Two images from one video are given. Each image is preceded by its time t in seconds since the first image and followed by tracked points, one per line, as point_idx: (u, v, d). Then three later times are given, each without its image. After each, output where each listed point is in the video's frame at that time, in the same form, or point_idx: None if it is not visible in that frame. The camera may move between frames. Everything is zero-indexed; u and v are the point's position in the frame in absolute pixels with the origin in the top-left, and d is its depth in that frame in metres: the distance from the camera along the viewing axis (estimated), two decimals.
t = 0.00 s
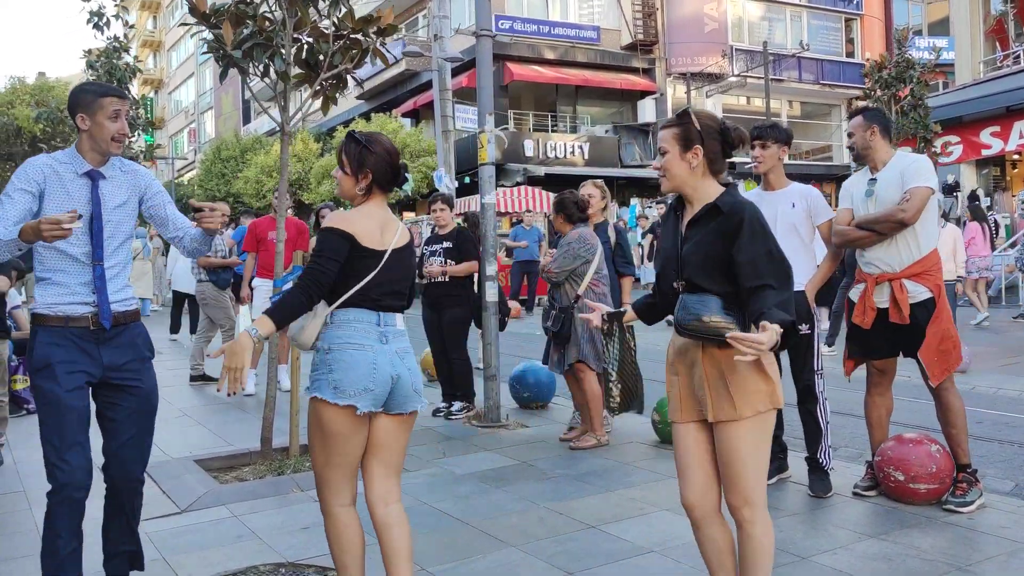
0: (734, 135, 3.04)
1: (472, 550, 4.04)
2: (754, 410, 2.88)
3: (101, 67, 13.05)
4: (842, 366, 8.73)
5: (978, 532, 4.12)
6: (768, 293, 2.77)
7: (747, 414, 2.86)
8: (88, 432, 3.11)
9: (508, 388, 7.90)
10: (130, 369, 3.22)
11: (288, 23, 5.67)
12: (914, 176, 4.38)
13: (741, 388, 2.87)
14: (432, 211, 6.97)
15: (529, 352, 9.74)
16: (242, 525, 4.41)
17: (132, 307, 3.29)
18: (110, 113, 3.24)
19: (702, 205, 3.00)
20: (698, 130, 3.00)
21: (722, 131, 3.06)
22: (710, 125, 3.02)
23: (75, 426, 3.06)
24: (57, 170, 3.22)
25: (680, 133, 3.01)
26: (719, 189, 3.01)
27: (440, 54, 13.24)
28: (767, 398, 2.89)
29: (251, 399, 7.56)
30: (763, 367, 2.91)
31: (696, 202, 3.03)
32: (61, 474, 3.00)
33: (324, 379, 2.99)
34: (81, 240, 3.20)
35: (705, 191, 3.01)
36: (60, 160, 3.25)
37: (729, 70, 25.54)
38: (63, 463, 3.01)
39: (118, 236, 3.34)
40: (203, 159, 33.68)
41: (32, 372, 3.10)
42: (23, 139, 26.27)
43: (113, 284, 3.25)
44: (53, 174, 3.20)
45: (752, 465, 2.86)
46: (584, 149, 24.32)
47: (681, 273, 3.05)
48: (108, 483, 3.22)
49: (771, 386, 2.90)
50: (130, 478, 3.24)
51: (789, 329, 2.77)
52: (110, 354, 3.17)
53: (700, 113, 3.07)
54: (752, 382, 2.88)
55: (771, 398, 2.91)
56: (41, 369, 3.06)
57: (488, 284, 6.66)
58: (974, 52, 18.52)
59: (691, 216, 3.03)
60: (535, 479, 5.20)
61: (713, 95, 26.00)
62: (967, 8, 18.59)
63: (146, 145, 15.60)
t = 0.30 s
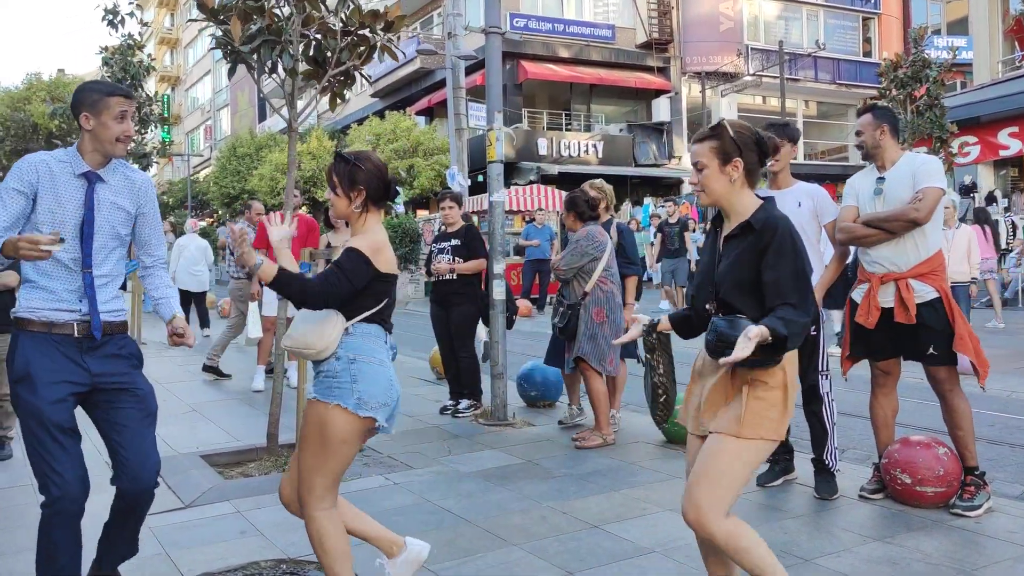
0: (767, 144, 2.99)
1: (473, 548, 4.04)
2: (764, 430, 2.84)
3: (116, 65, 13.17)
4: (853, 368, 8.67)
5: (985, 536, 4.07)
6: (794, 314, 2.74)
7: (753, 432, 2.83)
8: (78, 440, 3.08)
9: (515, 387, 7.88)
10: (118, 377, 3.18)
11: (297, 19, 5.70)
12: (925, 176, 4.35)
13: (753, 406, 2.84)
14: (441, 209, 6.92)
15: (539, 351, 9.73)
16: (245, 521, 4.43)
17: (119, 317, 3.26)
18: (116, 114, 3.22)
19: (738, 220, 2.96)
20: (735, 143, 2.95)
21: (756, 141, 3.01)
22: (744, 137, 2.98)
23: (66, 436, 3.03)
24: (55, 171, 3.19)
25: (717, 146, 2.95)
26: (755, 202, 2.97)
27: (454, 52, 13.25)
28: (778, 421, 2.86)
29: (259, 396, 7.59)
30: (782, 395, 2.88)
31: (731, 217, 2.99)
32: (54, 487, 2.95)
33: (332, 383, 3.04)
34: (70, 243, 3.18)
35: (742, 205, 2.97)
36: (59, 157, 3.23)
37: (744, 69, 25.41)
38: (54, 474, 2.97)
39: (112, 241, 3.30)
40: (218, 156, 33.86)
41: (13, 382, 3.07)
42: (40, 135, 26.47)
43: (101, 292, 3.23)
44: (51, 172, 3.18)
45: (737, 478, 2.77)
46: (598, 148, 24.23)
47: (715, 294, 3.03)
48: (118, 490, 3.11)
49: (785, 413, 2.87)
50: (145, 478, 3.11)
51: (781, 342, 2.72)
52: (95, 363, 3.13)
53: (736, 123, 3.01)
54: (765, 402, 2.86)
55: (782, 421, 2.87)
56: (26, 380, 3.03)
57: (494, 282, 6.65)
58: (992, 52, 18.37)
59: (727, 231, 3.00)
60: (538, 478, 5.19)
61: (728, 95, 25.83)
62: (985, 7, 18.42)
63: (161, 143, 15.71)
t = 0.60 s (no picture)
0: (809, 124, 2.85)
1: (476, 547, 4.04)
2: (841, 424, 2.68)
3: (127, 64, 13.29)
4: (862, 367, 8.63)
5: (993, 538, 4.04)
6: (853, 287, 2.59)
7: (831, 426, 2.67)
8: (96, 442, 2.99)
9: (522, 386, 7.88)
10: (143, 375, 3.12)
11: (306, 19, 5.70)
12: (935, 176, 4.32)
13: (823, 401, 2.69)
14: (449, 208, 6.90)
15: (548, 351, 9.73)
16: (251, 520, 4.44)
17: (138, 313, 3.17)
18: (146, 106, 3.07)
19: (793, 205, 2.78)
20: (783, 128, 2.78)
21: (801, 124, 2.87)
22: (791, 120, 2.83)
23: (86, 441, 2.94)
24: (77, 157, 3.03)
25: (763, 132, 2.78)
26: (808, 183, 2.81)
27: (465, 51, 13.24)
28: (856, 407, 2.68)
29: (267, 393, 7.62)
30: (846, 375, 2.71)
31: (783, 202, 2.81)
32: (76, 494, 2.91)
33: (385, 372, 3.24)
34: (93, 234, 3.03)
35: (798, 190, 2.78)
36: (81, 141, 3.07)
37: (756, 68, 25.27)
38: (77, 481, 2.92)
39: (133, 235, 3.18)
40: (230, 155, 34.01)
41: (35, 386, 2.93)
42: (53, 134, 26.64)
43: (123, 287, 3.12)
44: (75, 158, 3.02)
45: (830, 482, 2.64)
46: (610, 147, 24.19)
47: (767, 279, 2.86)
48: (128, 495, 2.98)
49: (856, 398, 2.68)
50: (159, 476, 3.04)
51: (835, 308, 2.55)
52: (121, 363, 3.05)
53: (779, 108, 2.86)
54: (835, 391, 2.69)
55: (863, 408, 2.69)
56: (51, 384, 2.91)
57: (503, 281, 6.65)
58: (1006, 50, 18.25)
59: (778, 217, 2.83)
60: (544, 477, 5.18)
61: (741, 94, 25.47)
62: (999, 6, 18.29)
63: (172, 141, 15.80)
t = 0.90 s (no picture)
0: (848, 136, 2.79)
1: (473, 548, 4.04)
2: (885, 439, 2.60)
3: (128, 64, 13.39)
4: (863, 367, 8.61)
5: (990, 539, 4.03)
6: (909, 316, 2.47)
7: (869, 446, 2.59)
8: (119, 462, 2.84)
9: (521, 386, 7.89)
10: (161, 392, 3.01)
11: (305, 18, 5.71)
12: (936, 174, 4.30)
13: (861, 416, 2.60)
14: (448, 207, 6.92)
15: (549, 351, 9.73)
16: (248, 520, 4.45)
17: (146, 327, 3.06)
18: (173, 128, 2.95)
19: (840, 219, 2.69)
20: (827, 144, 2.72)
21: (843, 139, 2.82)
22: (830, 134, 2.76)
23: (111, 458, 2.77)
24: (96, 172, 2.90)
25: (806, 149, 2.71)
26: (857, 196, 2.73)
27: (467, 51, 13.23)
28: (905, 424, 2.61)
29: (267, 394, 7.63)
30: (892, 393, 2.61)
31: (832, 217, 2.72)
32: (115, 500, 2.70)
33: (398, 372, 3.35)
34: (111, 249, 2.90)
35: (849, 206, 2.69)
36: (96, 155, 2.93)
37: (758, 67, 25.26)
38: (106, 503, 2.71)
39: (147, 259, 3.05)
40: (231, 155, 34.06)
41: (54, 404, 2.80)
42: (55, 134, 26.73)
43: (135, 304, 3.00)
44: (94, 172, 2.89)
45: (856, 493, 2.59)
46: (612, 146, 24.20)
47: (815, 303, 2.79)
48: (156, 514, 2.89)
49: (899, 416, 2.60)
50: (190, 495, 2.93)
51: (890, 327, 2.45)
52: (138, 378, 2.93)
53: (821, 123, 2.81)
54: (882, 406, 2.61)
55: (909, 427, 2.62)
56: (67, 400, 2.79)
57: (502, 281, 6.65)
58: (1008, 49, 18.22)
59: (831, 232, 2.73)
60: (542, 477, 5.18)
61: (743, 93, 25.67)
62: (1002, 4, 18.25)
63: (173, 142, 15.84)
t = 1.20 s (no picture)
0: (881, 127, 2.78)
1: (458, 550, 4.03)
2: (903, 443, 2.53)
3: (115, 66, 13.44)
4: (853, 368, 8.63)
5: (973, 538, 4.05)
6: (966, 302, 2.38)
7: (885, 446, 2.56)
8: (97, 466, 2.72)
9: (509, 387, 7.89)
10: (143, 393, 2.89)
11: (290, 20, 5.69)
12: (925, 175, 4.35)
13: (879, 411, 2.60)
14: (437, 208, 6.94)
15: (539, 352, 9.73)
16: (233, 523, 4.44)
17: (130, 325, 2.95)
18: (183, 117, 2.87)
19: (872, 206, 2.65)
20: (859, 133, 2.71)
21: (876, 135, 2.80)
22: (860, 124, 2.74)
23: (88, 472, 2.68)
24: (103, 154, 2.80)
25: (843, 139, 2.69)
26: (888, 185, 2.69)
27: (457, 52, 13.19)
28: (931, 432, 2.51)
29: (255, 396, 7.61)
30: (920, 391, 2.53)
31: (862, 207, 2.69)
32: (76, 529, 2.62)
33: (405, 362, 3.54)
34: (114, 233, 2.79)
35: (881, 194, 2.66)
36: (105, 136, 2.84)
37: (749, 68, 25.36)
38: (78, 517, 2.64)
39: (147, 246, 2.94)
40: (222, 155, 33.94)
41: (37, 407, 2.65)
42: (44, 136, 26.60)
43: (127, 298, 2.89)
44: (101, 152, 2.80)
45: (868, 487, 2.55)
46: (603, 147, 24.20)
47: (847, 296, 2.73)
48: (140, 521, 2.79)
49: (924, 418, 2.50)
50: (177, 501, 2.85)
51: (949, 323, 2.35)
52: (123, 380, 2.81)
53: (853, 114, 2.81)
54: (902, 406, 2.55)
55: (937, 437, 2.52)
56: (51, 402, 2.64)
57: (489, 282, 6.62)
58: (996, 50, 18.34)
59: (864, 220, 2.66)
60: (528, 479, 5.18)
61: (733, 93, 25.76)
62: (990, 5, 18.33)
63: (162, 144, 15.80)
